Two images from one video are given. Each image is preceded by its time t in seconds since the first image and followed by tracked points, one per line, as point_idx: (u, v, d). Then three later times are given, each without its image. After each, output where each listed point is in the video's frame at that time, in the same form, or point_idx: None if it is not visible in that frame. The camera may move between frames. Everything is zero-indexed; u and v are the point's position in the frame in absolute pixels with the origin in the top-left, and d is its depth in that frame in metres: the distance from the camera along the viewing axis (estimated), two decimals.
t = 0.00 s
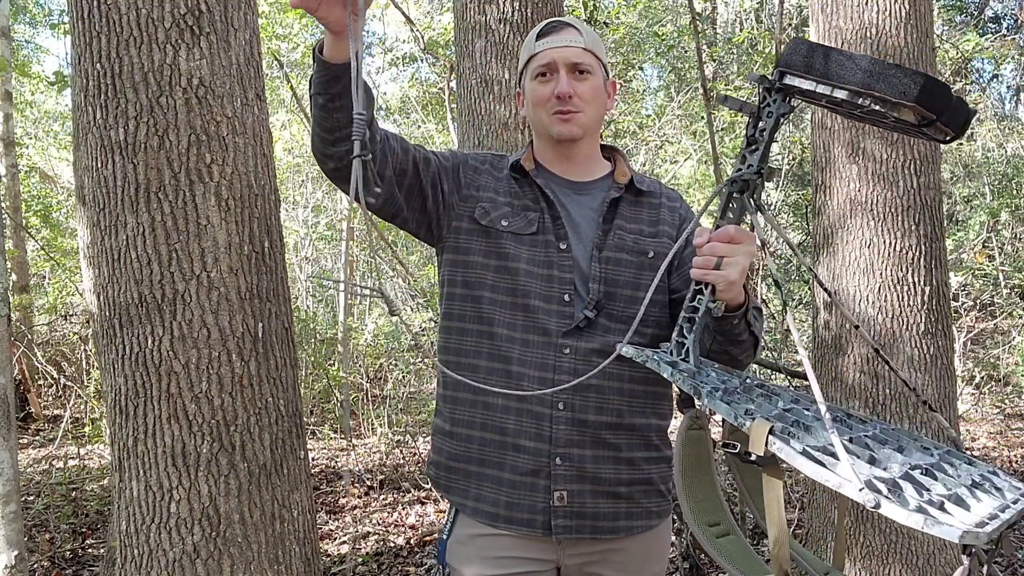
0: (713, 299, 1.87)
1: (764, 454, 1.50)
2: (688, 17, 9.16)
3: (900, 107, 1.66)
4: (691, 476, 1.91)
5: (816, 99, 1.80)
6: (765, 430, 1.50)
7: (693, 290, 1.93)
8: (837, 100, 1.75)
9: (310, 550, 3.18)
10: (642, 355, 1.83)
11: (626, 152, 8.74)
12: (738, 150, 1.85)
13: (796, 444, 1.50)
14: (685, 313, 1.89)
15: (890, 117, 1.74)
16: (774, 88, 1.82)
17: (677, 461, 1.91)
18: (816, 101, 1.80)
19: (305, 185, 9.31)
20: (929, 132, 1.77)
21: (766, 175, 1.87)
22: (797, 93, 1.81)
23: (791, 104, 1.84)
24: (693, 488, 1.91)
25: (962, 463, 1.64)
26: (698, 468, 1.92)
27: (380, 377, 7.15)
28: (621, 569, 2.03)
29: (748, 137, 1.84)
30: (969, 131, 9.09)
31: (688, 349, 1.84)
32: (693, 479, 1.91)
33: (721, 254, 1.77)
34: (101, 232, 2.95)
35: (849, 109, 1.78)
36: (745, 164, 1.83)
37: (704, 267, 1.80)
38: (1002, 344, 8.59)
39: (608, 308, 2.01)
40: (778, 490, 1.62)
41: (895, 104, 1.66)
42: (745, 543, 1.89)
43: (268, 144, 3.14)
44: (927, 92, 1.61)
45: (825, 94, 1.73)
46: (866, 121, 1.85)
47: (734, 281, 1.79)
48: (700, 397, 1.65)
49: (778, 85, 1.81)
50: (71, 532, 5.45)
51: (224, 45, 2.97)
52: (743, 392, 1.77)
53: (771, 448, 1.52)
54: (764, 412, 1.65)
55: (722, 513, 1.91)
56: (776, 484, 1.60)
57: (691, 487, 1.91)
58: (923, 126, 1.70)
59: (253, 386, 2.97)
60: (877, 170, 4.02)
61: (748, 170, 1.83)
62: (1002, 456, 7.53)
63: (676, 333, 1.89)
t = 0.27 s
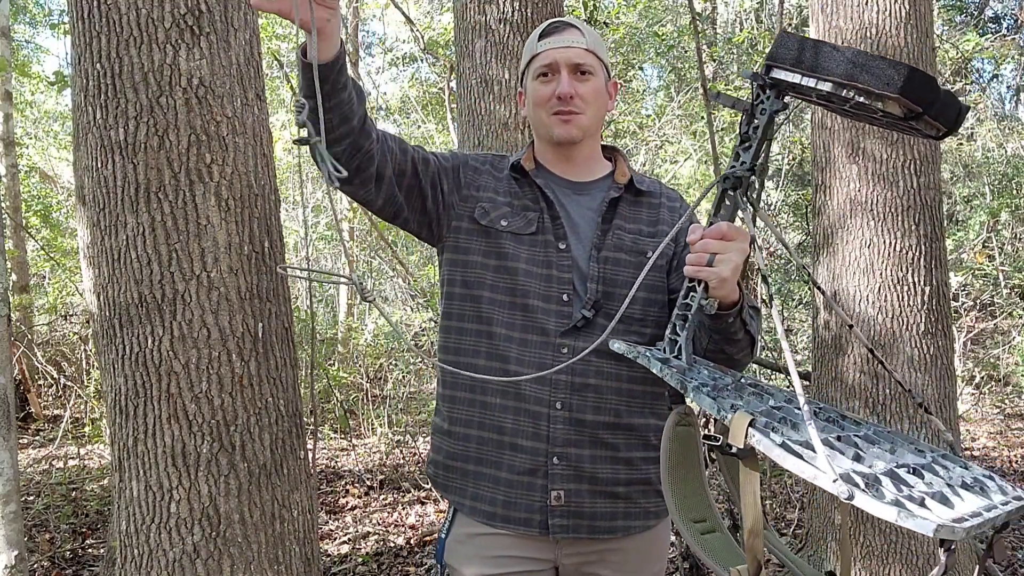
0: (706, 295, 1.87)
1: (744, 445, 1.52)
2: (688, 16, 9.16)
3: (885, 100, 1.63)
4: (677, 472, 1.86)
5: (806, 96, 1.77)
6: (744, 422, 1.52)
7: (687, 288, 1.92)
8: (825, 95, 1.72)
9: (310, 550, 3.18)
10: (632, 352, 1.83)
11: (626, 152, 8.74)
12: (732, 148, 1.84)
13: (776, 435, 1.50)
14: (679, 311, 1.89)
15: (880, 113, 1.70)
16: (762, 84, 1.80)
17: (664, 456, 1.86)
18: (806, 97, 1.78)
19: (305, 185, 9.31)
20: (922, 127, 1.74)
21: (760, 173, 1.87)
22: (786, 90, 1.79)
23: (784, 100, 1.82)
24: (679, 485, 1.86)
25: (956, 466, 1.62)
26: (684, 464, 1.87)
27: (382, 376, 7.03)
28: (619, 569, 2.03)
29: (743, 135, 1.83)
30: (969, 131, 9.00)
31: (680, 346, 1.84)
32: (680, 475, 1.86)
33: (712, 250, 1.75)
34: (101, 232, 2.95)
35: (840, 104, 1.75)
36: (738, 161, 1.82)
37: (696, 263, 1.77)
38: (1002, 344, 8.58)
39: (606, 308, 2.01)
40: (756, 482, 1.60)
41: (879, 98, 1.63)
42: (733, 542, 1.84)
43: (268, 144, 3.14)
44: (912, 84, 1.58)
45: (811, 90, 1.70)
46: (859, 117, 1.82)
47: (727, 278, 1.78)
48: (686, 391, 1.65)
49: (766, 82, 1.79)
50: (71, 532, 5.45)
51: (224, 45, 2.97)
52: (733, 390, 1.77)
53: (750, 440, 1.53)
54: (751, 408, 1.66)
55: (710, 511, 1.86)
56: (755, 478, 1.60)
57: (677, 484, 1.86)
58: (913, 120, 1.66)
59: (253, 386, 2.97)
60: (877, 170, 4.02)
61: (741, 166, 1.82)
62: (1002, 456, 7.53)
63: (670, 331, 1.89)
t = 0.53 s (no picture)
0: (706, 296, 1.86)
1: (744, 451, 1.50)
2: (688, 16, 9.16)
3: (890, 108, 1.63)
4: (679, 473, 1.86)
5: (810, 101, 1.77)
6: (746, 428, 1.50)
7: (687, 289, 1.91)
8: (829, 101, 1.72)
9: (310, 550, 3.19)
10: (633, 352, 1.82)
11: (626, 152, 8.74)
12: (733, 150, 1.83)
13: (777, 442, 1.49)
14: (678, 312, 1.88)
15: (883, 118, 1.71)
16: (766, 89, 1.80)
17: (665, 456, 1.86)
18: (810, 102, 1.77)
19: (305, 185, 9.31)
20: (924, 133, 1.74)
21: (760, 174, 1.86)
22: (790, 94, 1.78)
23: (787, 102, 1.80)
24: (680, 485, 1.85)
25: (951, 468, 1.63)
26: (686, 465, 1.87)
27: (381, 377, 7.07)
28: (619, 569, 2.03)
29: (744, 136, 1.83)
30: (970, 131, 9.02)
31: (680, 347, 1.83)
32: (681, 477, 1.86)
33: (711, 250, 1.75)
34: (101, 232, 2.95)
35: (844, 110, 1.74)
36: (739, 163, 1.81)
37: (696, 265, 1.78)
38: (1002, 344, 8.56)
39: (605, 308, 2.01)
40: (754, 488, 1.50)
41: (884, 106, 1.64)
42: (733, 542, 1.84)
43: (268, 144, 3.14)
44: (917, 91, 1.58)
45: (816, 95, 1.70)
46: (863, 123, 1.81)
47: (726, 279, 1.78)
48: (687, 394, 1.66)
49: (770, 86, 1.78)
50: (71, 532, 5.44)
51: (224, 46, 2.97)
52: (732, 391, 1.77)
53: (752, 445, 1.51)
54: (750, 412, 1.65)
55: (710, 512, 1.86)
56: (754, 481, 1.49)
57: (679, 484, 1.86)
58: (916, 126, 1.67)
59: (252, 386, 2.97)
60: (877, 170, 4.02)
61: (742, 169, 1.81)
62: (1002, 456, 7.53)
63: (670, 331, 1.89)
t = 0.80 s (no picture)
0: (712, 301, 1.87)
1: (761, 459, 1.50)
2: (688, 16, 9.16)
3: (906, 120, 1.64)
4: (691, 480, 1.86)
5: (822, 109, 1.78)
6: (762, 436, 1.50)
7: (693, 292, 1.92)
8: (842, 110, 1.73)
9: (310, 550, 3.19)
10: (640, 356, 1.79)
11: (626, 152, 8.75)
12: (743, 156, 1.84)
13: (794, 450, 1.49)
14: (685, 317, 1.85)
15: (896, 130, 1.72)
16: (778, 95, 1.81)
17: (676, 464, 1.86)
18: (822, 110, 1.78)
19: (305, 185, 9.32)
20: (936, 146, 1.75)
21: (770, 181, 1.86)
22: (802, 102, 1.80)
23: (797, 110, 1.81)
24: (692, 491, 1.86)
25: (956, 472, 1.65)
26: (697, 470, 1.87)
27: (382, 376, 7.04)
28: (620, 569, 2.03)
29: (754, 141, 1.83)
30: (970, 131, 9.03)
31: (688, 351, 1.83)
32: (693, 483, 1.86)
33: (722, 255, 1.77)
34: (101, 232, 2.95)
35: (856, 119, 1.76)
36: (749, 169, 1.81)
37: (705, 270, 1.79)
38: (1002, 344, 8.53)
39: (606, 309, 2.01)
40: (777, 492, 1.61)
41: (901, 118, 1.65)
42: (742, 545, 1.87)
43: (268, 144, 3.14)
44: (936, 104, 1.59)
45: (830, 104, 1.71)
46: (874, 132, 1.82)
47: (735, 285, 1.79)
48: (699, 399, 1.63)
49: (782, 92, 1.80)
50: (71, 532, 5.44)
51: (224, 46, 2.97)
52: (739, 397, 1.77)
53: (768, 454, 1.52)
54: (761, 418, 1.65)
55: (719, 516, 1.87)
56: (776, 490, 1.60)
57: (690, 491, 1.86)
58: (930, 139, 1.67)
59: (253, 387, 2.97)
60: (877, 170, 4.02)
61: (753, 175, 1.82)
62: (1002, 456, 7.54)
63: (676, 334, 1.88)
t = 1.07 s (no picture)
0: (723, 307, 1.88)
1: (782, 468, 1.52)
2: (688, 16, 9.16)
3: (927, 136, 1.69)
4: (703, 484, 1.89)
5: (839, 119, 1.81)
6: (783, 444, 1.51)
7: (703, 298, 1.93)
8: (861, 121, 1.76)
9: (310, 550, 3.19)
10: (652, 362, 1.80)
11: (626, 152, 8.75)
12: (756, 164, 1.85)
13: (814, 458, 1.51)
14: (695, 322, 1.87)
15: (913, 142, 1.76)
16: (796, 104, 1.83)
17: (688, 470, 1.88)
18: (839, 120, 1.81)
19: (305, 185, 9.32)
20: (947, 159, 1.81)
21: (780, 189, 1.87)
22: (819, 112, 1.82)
23: (810, 120, 1.83)
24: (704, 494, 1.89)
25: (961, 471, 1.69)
26: (709, 474, 1.89)
27: (381, 376, 7.04)
28: (623, 569, 2.04)
29: (768, 149, 1.84)
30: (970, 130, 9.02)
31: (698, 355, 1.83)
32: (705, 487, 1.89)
33: (734, 263, 1.78)
34: (101, 232, 2.95)
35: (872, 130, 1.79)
36: (762, 177, 1.82)
37: (716, 276, 1.81)
38: (1002, 345, 8.51)
39: (608, 309, 2.01)
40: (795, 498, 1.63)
41: (922, 133, 1.69)
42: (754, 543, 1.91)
43: (268, 143, 3.14)
44: (959, 121, 1.64)
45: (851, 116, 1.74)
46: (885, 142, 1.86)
47: (745, 291, 1.81)
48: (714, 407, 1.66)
49: (799, 101, 1.81)
50: (71, 532, 5.44)
51: (224, 46, 2.97)
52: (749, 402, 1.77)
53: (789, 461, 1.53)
54: (774, 422, 1.66)
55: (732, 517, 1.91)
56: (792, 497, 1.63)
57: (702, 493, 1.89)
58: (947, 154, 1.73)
59: (253, 387, 2.97)
60: (877, 170, 4.02)
61: (764, 183, 1.83)
62: (1002, 456, 7.54)
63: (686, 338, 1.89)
